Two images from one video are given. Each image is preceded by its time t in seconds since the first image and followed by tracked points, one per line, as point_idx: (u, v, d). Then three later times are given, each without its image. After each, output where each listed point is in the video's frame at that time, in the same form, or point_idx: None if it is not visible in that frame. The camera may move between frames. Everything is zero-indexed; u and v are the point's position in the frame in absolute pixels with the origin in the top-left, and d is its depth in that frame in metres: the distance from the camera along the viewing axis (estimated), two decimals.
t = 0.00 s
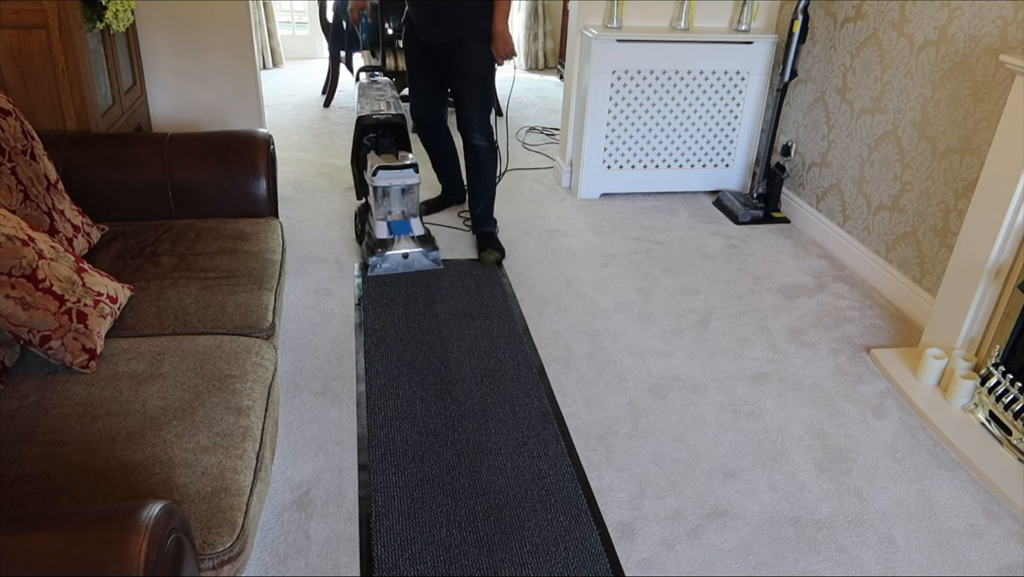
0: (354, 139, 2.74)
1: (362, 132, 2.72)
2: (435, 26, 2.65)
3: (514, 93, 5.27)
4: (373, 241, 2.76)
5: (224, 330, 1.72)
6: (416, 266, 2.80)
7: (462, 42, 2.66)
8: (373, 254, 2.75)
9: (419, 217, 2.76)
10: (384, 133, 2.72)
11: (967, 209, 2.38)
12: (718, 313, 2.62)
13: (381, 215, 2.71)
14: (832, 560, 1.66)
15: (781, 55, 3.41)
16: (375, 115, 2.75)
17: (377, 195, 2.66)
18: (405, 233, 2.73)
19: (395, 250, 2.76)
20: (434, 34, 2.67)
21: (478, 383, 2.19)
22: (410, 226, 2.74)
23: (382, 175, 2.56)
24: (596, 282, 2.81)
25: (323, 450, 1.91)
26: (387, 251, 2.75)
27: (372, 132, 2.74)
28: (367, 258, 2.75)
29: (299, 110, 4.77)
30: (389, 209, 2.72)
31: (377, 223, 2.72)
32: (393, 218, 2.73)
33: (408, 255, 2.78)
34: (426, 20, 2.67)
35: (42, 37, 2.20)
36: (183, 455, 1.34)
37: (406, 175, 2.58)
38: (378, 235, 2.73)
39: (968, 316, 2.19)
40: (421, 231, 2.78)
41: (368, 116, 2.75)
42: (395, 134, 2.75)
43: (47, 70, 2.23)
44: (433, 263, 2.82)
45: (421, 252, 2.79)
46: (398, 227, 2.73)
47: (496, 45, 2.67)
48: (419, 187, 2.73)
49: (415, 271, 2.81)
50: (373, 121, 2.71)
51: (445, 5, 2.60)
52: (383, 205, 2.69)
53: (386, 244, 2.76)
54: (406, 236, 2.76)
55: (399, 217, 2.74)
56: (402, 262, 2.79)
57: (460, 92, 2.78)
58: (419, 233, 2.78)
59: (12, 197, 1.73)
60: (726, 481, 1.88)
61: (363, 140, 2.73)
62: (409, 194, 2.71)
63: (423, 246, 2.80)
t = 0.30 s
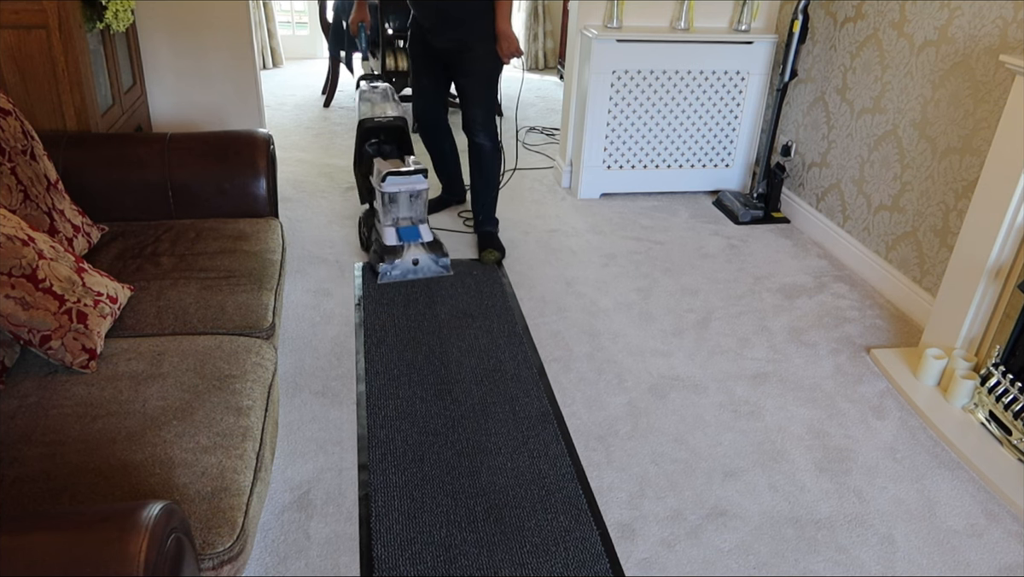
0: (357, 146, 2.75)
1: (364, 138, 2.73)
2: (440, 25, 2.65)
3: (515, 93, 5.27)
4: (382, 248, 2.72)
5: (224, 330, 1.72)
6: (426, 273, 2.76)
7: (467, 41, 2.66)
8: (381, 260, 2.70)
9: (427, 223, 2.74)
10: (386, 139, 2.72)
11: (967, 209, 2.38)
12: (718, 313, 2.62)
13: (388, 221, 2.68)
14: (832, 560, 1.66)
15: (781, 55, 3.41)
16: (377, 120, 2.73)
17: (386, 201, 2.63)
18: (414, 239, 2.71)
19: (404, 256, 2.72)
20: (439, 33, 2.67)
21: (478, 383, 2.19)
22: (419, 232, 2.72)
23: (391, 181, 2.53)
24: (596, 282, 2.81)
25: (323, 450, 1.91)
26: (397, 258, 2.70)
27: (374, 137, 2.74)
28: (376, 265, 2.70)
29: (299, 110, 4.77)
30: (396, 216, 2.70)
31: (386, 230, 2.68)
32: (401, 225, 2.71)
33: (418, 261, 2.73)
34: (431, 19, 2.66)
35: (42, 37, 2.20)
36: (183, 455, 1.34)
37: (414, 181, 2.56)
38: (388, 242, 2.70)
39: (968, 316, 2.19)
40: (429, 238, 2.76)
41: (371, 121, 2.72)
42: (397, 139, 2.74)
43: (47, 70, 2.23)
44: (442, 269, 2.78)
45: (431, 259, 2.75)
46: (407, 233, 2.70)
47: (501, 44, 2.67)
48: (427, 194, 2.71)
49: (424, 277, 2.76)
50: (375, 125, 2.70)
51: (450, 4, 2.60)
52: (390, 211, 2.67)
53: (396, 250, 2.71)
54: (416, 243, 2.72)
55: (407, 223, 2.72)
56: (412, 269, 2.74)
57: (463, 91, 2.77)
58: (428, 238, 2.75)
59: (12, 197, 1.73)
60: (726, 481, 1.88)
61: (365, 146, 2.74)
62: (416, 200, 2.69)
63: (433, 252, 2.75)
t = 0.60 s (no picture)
0: (367, 149, 2.65)
1: (374, 141, 2.64)
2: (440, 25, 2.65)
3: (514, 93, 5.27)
4: (368, 252, 2.70)
5: (224, 330, 1.72)
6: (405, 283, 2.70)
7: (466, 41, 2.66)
8: (365, 266, 2.69)
9: (418, 232, 2.67)
10: (398, 142, 2.64)
11: (967, 209, 2.38)
12: (718, 313, 2.62)
13: (378, 226, 2.63)
14: (832, 560, 1.66)
15: (781, 55, 3.41)
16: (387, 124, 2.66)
17: (376, 205, 2.59)
18: (400, 248, 2.66)
19: (387, 264, 2.69)
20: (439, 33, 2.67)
21: (478, 383, 2.19)
22: (407, 241, 2.66)
23: (378, 186, 2.46)
24: (597, 282, 2.81)
25: (323, 450, 1.91)
26: (379, 265, 2.68)
27: (385, 141, 2.66)
28: (358, 269, 2.69)
29: (299, 110, 4.77)
30: (388, 221, 2.65)
31: (373, 235, 2.65)
32: (391, 231, 2.66)
33: (399, 271, 2.68)
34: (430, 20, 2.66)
35: (42, 37, 2.20)
36: (183, 455, 1.34)
37: (403, 189, 2.48)
38: (372, 247, 2.67)
39: (968, 316, 2.19)
40: (417, 247, 2.69)
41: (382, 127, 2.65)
42: (410, 143, 2.67)
43: (47, 70, 2.23)
44: (426, 282, 2.71)
45: (414, 269, 2.69)
46: (393, 241, 2.65)
47: (500, 45, 2.67)
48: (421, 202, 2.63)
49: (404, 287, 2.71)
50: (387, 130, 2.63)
51: (450, 4, 2.60)
52: (381, 216, 2.63)
53: (378, 257, 2.69)
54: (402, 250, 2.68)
55: (397, 230, 2.66)
56: (393, 278, 2.69)
57: (462, 92, 2.77)
58: (415, 248, 2.69)
59: (12, 197, 1.73)
60: (726, 481, 1.88)
61: (376, 149, 2.65)
62: (409, 207, 2.63)
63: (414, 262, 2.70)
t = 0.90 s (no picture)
0: (364, 158, 2.55)
1: (372, 150, 2.54)
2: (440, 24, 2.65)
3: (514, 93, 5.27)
4: (369, 267, 2.58)
5: (224, 330, 1.72)
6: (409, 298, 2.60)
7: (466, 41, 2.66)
8: (365, 282, 2.58)
9: (421, 245, 2.55)
10: (398, 151, 2.55)
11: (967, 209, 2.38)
12: (718, 313, 2.62)
13: (379, 240, 2.52)
14: (832, 560, 1.66)
15: (781, 55, 3.41)
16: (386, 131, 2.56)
17: (376, 218, 2.47)
18: (403, 261, 2.55)
19: (389, 279, 2.58)
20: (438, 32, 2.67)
21: (478, 383, 2.19)
22: (410, 254, 2.55)
23: (380, 199, 2.32)
24: (597, 282, 2.81)
25: (323, 450, 1.91)
26: (381, 280, 2.57)
27: (383, 149, 2.56)
28: (359, 286, 2.58)
29: (299, 110, 4.77)
30: (389, 234, 2.54)
31: (375, 248, 2.54)
32: (393, 244, 2.55)
33: (402, 286, 2.58)
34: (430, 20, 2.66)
35: (42, 37, 2.20)
36: (183, 455, 1.34)
37: (406, 201, 2.34)
38: (374, 262, 2.56)
39: (968, 316, 2.19)
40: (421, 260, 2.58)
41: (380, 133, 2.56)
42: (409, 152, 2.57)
43: (47, 70, 2.23)
44: (430, 296, 2.62)
45: (417, 284, 2.60)
46: (395, 254, 2.54)
47: (501, 45, 2.67)
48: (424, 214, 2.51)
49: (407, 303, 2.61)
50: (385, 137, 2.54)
51: (450, 4, 2.60)
52: (382, 230, 2.51)
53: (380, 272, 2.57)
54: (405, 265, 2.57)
55: (399, 243, 2.55)
56: (396, 293, 2.59)
57: (463, 91, 2.77)
58: (418, 261, 2.57)
59: (12, 197, 1.73)
60: (726, 481, 1.88)
61: (374, 158, 2.55)
62: (411, 220, 2.51)
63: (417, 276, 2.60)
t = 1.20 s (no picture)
0: (366, 171, 2.37)
1: (373, 162, 2.36)
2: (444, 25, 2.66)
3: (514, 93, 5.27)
4: (370, 286, 2.44)
5: (224, 330, 1.72)
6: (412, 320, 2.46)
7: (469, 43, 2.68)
8: (366, 302, 2.43)
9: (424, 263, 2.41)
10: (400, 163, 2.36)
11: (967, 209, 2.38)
12: (718, 313, 2.62)
13: (381, 257, 2.38)
14: (832, 560, 1.66)
15: (781, 55, 3.41)
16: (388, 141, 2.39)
17: (377, 234, 2.33)
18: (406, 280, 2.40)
19: (392, 298, 2.44)
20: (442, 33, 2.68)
21: (479, 383, 2.19)
22: (413, 273, 2.40)
23: (380, 216, 2.21)
24: (597, 282, 2.81)
25: (323, 450, 1.91)
26: (383, 300, 2.43)
27: (385, 161, 2.38)
28: (359, 306, 2.44)
29: (299, 110, 4.77)
30: (391, 251, 2.40)
31: (376, 267, 2.40)
32: (395, 262, 2.41)
33: (405, 306, 2.44)
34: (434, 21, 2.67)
35: (42, 37, 2.20)
36: (183, 455, 1.34)
37: (409, 217, 2.22)
38: (375, 281, 2.42)
39: (968, 316, 2.19)
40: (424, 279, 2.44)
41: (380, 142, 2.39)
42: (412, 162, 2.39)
43: (47, 70, 2.23)
44: (434, 317, 2.48)
45: (421, 304, 2.46)
46: (398, 273, 2.40)
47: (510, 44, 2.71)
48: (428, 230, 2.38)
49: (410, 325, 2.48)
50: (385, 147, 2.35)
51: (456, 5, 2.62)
52: (384, 246, 2.37)
53: (381, 292, 2.43)
54: (408, 284, 2.43)
55: (402, 261, 2.41)
56: (398, 314, 2.45)
57: (467, 92, 2.78)
58: (422, 281, 2.43)
59: (12, 197, 1.73)
60: (726, 481, 1.88)
61: (375, 170, 2.37)
62: (414, 236, 2.37)
63: (420, 297, 2.45)
